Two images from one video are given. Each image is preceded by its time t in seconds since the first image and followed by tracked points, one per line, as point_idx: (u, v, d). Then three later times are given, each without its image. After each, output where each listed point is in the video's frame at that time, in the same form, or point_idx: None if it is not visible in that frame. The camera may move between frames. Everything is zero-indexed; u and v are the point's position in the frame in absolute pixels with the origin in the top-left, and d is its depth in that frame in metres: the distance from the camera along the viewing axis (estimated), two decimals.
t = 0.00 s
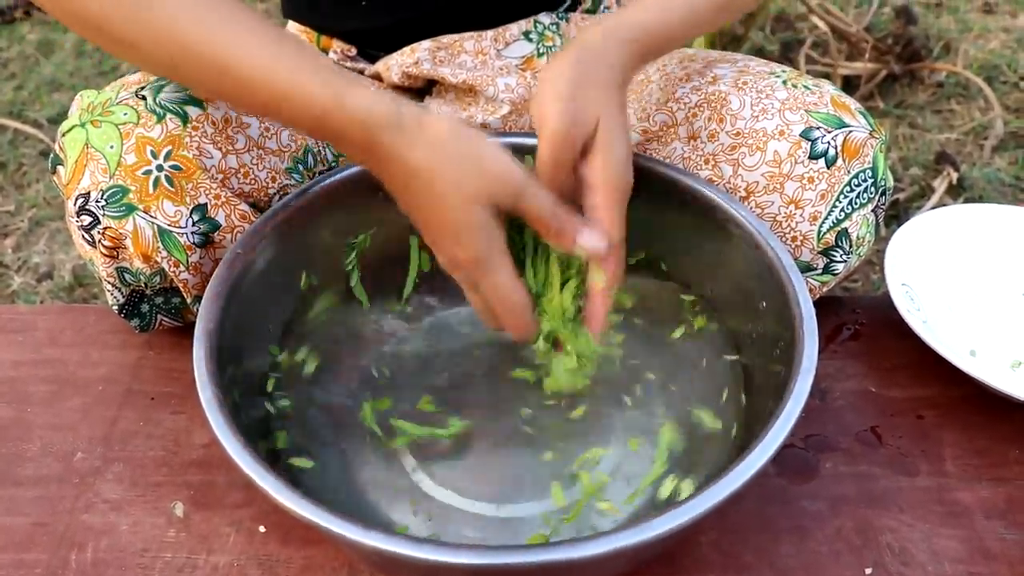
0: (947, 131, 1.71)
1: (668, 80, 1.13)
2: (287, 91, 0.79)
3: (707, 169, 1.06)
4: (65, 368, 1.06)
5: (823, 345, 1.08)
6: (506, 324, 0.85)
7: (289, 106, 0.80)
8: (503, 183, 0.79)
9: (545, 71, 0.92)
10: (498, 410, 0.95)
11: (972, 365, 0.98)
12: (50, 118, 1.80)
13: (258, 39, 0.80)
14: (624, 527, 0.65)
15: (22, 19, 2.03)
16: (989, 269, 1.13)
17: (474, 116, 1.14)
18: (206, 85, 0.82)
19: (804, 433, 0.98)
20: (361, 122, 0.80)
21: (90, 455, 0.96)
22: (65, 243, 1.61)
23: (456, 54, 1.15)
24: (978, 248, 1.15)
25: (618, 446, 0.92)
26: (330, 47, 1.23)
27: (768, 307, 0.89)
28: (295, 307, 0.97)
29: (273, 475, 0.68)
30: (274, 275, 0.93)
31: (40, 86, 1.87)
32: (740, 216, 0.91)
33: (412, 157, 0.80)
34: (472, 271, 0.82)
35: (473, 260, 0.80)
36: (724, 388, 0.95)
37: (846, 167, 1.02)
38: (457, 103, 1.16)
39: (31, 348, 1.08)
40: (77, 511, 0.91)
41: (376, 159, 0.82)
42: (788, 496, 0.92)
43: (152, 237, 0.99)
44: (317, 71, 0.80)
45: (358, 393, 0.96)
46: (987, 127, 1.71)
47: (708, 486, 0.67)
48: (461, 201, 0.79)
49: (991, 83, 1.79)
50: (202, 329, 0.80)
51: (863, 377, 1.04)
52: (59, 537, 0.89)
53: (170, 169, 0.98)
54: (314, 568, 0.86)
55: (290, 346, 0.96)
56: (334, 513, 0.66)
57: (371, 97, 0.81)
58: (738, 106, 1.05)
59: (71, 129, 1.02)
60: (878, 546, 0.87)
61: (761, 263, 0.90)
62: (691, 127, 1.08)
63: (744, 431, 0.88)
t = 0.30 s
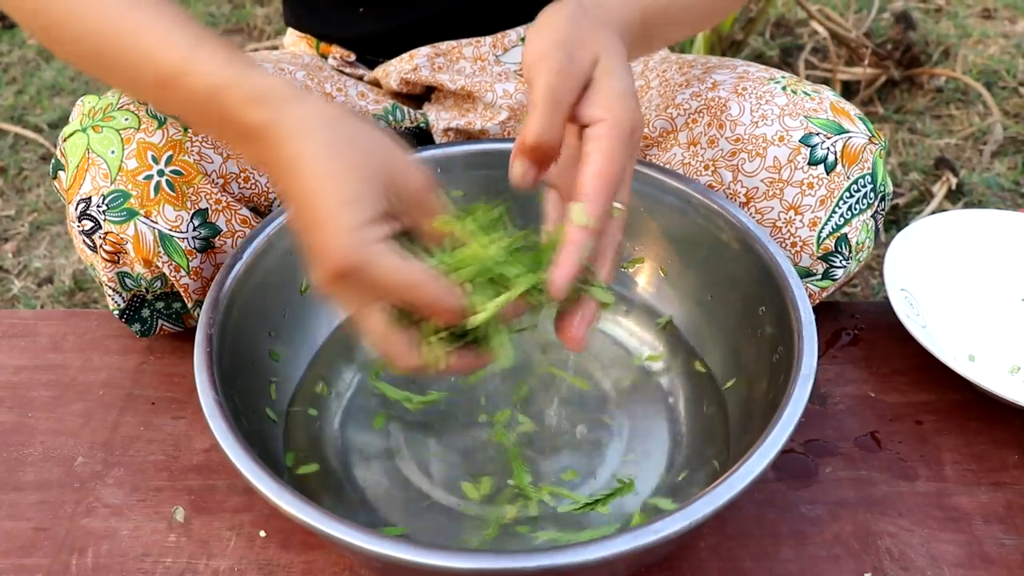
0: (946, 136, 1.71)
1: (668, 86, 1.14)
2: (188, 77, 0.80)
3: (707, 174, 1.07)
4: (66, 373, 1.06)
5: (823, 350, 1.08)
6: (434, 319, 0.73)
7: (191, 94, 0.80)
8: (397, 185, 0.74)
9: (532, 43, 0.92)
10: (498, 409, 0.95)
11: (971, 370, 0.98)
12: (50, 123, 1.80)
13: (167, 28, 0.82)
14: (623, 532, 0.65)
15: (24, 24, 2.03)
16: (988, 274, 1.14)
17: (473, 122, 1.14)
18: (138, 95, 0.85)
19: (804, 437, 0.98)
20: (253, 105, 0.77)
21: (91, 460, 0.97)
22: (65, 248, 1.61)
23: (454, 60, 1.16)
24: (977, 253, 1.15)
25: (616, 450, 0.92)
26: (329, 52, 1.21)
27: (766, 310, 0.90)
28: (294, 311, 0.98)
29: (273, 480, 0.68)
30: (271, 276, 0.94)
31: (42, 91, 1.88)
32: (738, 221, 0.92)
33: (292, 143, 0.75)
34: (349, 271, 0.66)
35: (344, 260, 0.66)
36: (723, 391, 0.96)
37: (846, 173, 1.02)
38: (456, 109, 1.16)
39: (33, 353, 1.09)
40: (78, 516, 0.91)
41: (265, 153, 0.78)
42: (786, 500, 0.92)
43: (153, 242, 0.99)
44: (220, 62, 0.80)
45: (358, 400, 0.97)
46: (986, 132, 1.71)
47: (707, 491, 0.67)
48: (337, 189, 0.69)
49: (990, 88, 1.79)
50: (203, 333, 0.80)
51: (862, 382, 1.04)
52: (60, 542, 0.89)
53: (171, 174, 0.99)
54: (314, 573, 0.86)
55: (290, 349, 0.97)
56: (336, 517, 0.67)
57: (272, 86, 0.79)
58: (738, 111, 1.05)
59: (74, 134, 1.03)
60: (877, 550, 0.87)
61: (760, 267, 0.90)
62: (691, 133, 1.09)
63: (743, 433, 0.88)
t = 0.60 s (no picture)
0: (945, 140, 1.71)
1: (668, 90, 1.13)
2: (132, 80, 0.84)
3: (707, 178, 1.07)
4: (67, 376, 1.07)
5: (823, 354, 1.09)
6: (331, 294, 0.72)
7: (134, 96, 0.85)
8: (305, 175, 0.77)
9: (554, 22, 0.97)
10: (497, 411, 0.96)
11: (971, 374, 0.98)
12: (51, 126, 1.80)
13: (122, 36, 0.86)
14: (623, 536, 0.65)
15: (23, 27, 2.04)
16: (987, 277, 1.14)
17: (473, 127, 1.14)
18: (97, 103, 0.90)
19: (804, 441, 0.98)
20: (183, 101, 0.82)
21: (92, 463, 0.97)
22: (65, 251, 1.61)
23: (453, 65, 1.17)
24: (976, 257, 1.16)
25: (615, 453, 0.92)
26: (329, 57, 1.21)
27: (766, 314, 0.90)
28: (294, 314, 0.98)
29: (274, 483, 0.68)
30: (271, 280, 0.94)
31: (42, 95, 1.88)
32: (737, 225, 0.92)
33: (211, 132, 0.78)
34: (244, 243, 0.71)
35: (235, 232, 0.70)
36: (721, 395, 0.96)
37: (845, 177, 1.02)
38: (455, 114, 1.15)
39: (33, 356, 1.09)
40: (79, 519, 0.91)
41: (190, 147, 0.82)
42: (786, 504, 0.92)
43: (153, 245, 0.99)
44: (162, 67, 0.84)
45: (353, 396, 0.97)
46: (985, 136, 1.71)
47: (707, 495, 0.67)
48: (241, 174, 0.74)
49: (989, 92, 1.79)
50: (203, 337, 0.80)
51: (862, 386, 1.04)
52: (60, 545, 0.89)
53: (170, 176, 0.99)
54: None
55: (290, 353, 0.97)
56: (337, 521, 0.67)
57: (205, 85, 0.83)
58: (738, 115, 1.05)
59: (74, 137, 1.03)
60: (877, 554, 0.87)
61: (759, 270, 0.90)
62: (691, 137, 1.08)
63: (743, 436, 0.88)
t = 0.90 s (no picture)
0: (945, 142, 1.72)
1: (668, 93, 1.13)
2: (121, 86, 0.85)
3: (707, 181, 1.06)
4: (67, 379, 1.07)
5: (823, 356, 1.09)
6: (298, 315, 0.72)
7: (123, 103, 0.86)
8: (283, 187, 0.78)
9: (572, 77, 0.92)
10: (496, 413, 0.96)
11: (970, 376, 0.98)
12: (51, 128, 1.81)
13: (113, 40, 0.87)
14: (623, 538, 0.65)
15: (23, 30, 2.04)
16: (987, 280, 1.14)
17: (471, 129, 1.14)
18: (84, 108, 0.90)
19: (804, 443, 0.98)
20: (170, 108, 0.83)
21: (92, 465, 0.97)
22: (66, 253, 1.61)
23: (452, 67, 1.17)
24: (976, 259, 1.16)
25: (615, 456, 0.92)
26: (327, 60, 1.22)
27: (766, 317, 0.90)
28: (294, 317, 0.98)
29: (275, 485, 0.68)
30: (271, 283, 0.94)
31: (42, 97, 1.88)
32: (738, 228, 0.92)
33: (195, 141, 0.79)
34: (216, 257, 0.71)
35: (208, 246, 0.70)
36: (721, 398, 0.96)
37: (845, 179, 1.03)
38: (454, 117, 1.16)
39: (34, 358, 1.09)
40: (79, 521, 0.91)
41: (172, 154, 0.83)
42: (786, 506, 0.92)
43: (153, 246, 1.00)
44: (151, 75, 0.85)
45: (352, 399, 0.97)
46: (985, 138, 1.71)
47: (706, 497, 0.67)
48: (219, 186, 0.75)
49: (989, 94, 1.79)
50: (203, 340, 0.81)
51: (862, 388, 1.05)
52: (61, 548, 0.89)
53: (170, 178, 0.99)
54: None
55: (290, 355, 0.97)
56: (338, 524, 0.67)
57: (193, 92, 0.84)
58: (737, 118, 1.06)
59: (73, 140, 1.03)
60: (877, 556, 0.87)
61: (759, 273, 0.90)
62: (690, 140, 1.08)
63: (744, 438, 0.88)
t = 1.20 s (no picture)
0: (945, 143, 1.72)
1: (668, 94, 1.13)
2: (127, 86, 0.85)
3: (707, 182, 1.06)
4: (68, 379, 1.07)
5: (823, 357, 1.09)
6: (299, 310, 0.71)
7: (129, 101, 0.86)
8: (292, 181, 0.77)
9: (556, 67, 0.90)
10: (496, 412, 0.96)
11: (970, 377, 0.98)
12: (51, 129, 1.81)
13: (115, 38, 0.87)
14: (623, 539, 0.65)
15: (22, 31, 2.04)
16: (987, 280, 1.14)
17: (472, 129, 1.14)
18: (87, 107, 0.90)
19: (804, 444, 0.98)
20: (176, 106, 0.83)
21: (92, 466, 0.97)
22: (66, 254, 1.61)
23: (454, 67, 1.17)
24: (976, 260, 1.16)
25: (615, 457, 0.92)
26: (329, 59, 1.23)
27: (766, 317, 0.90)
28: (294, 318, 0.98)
29: (275, 486, 0.68)
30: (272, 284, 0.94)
31: (43, 97, 1.88)
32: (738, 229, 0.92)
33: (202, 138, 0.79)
34: (223, 251, 0.71)
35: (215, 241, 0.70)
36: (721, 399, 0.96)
37: (846, 180, 1.03)
38: (455, 116, 1.16)
39: (35, 359, 1.09)
40: (79, 522, 0.91)
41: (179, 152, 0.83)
42: (786, 508, 0.92)
43: (153, 246, 0.99)
44: (155, 74, 0.85)
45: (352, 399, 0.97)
46: (985, 139, 1.71)
47: (705, 499, 0.67)
48: (226, 181, 0.75)
49: (989, 95, 1.79)
50: (204, 341, 0.81)
51: (862, 389, 1.05)
52: (61, 548, 0.89)
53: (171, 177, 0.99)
54: None
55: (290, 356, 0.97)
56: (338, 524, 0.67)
57: (199, 90, 0.84)
58: (738, 119, 1.06)
59: (74, 139, 1.03)
60: (877, 557, 0.87)
61: (759, 274, 0.90)
62: (692, 140, 1.08)
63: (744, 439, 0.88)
